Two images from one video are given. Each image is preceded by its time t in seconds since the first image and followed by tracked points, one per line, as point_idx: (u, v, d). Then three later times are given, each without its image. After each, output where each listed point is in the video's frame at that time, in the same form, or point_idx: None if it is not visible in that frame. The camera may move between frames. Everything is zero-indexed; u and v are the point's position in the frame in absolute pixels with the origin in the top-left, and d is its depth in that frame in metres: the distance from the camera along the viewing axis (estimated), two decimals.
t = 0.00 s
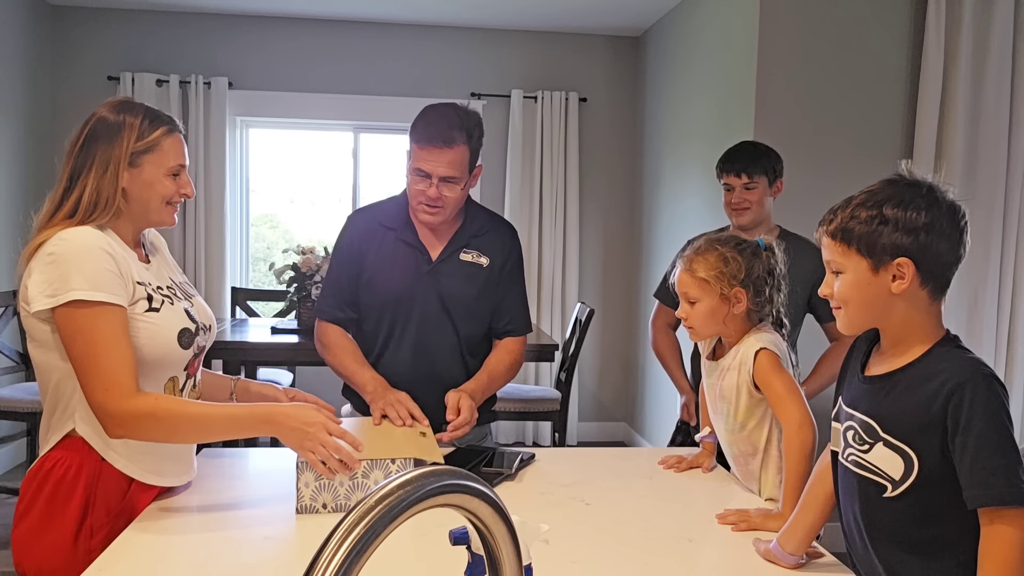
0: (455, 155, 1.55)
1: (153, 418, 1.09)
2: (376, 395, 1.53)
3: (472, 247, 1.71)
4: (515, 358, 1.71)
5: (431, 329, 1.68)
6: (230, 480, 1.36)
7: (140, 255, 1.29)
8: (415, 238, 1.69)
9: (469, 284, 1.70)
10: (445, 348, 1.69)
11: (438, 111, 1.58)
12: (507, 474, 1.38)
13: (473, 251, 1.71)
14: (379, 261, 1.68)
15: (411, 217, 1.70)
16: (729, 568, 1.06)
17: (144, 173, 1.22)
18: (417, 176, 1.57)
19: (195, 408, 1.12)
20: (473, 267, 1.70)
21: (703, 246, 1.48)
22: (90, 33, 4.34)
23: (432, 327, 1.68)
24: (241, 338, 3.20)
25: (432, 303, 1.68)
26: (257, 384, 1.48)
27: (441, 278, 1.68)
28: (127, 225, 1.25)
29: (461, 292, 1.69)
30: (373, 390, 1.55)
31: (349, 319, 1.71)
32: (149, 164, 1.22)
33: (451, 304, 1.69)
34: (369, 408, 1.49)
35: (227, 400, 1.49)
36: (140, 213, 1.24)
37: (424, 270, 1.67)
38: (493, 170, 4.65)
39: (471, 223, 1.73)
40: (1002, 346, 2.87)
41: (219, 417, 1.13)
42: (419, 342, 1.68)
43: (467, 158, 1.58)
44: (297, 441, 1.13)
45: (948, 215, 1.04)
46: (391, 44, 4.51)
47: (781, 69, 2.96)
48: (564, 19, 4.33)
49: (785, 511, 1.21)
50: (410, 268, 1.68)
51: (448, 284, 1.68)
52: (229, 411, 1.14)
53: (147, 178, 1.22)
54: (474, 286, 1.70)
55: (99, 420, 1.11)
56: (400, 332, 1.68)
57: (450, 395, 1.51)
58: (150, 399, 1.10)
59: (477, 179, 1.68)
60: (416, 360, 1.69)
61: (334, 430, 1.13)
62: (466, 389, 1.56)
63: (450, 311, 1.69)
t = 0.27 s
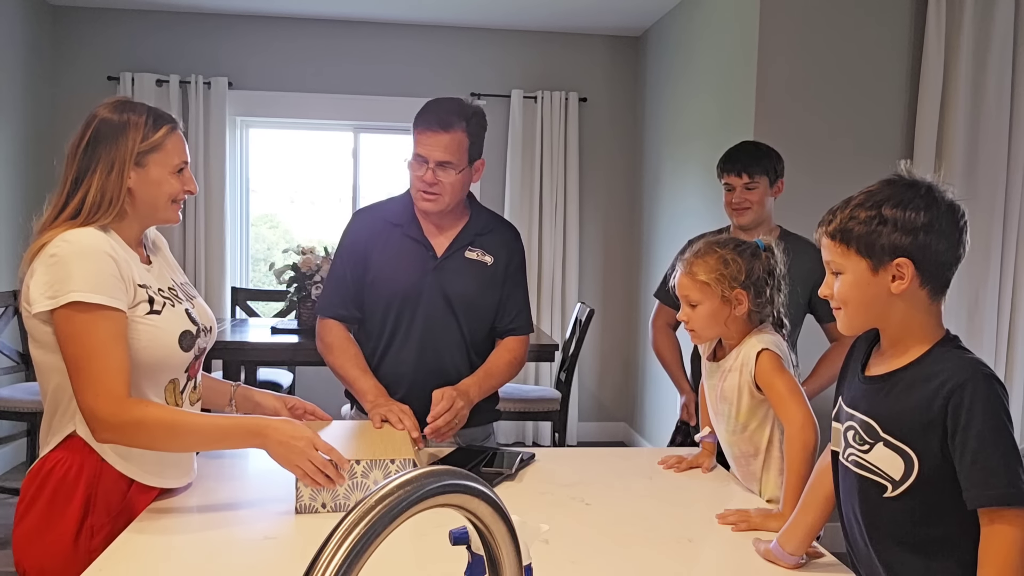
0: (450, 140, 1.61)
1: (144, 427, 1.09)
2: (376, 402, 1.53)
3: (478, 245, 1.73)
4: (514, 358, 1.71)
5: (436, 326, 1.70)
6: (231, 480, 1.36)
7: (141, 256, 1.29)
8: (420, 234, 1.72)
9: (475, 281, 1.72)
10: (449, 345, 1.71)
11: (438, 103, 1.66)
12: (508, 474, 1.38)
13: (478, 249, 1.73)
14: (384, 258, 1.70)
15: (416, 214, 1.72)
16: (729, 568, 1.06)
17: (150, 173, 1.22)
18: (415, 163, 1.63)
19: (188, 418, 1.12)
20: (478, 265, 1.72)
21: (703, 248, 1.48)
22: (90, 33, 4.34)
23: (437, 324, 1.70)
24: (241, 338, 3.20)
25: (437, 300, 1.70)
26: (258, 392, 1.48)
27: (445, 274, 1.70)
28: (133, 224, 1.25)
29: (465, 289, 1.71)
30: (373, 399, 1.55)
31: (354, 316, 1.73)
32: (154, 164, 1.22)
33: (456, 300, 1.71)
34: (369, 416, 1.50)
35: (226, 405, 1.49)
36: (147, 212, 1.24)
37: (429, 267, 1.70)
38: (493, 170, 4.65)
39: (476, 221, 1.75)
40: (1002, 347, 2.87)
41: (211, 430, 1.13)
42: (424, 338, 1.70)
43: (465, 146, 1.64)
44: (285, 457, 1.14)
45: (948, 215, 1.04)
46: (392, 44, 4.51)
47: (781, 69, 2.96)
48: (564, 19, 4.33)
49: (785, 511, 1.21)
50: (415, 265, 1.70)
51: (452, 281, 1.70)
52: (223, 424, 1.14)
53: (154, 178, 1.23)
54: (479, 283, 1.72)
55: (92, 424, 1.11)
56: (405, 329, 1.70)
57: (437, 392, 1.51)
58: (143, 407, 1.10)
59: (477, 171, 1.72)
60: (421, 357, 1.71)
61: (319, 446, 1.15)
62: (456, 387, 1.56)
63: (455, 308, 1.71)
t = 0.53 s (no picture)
0: (440, 123, 1.69)
1: (142, 430, 1.09)
2: (377, 400, 1.53)
3: (481, 243, 1.74)
4: (514, 359, 1.71)
5: (438, 321, 1.70)
6: (229, 480, 1.36)
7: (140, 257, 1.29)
8: (424, 229, 1.73)
9: (477, 277, 1.72)
10: (450, 341, 1.71)
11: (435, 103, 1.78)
12: (508, 474, 1.38)
13: (481, 246, 1.74)
14: (388, 254, 1.72)
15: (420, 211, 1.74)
16: (729, 568, 1.06)
17: (150, 171, 1.22)
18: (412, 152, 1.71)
19: (186, 422, 1.12)
20: (481, 262, 1.73)
21: (705, 254, 1.48)
22: (89, 33, 4.34)
23: (438, 319, 1.70)
24: (241, 338, 3.20)
25: (439, 295, 1.70)
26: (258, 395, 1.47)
27: (448, 269, 1.71)
28: (133, 224, 1.24)
29: (467, 285, 1.71)
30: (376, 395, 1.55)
31: (357, 312, 1.74)
32: (154, 163, 1.23)
33: (457, 296, 1.70)
34: (370, 416, 1.48)
35: (227, 407, 1.49)
36: (148, 210, 1.24)
37: (431, 261, 1.70)
38: (493, 169, 4.64)
39: (480, 219, 1.76)
40: (1002, 347, 2.87)
41: (208, 433, 1.13)
42: (425, 334, 1.70)
43: (459, 133, 1.71)
44: (280, 462, 1.14)
45: (949, 215, 1.04)
46: (392, 43, 4.50)
47: (781, 69, 2.96)
48: (564, 19, 4.33)
49: (785, 511, 1.20)
50: (418, 260, 1.71)
51: (454, 277, 1.71)
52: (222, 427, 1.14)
53: (154, 176, 1.23)
54: (482, 279, 1.72)
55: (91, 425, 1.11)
56: (407, 324, 1.71)
57: (427, 394, 1.50)
58: (142, 410, 1.10)
59: (476, 164, 1.76)
60: (423, 354, 1.71)
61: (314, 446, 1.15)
62: (448, 388, 1.55)
63: (457, 304, 1.71)
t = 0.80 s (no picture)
0: (442, 121, 1.70)
1: (140, 430, 1.09)
2: (377, 399, 1.53)
3: (482, 242, 1.74)
4: (515, 359, 1.70)
5: (438, 320, 1.70)
6: (229, 480, 1.36)
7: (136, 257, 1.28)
8: (425, 228, 1.73)
9: (478, 277, 1.72)
10: (450, 340, 1.71)
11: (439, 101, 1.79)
12: (508, 474, 1.38)
13: (483, 246, 1.74)
14: (389, 253, 1.72)
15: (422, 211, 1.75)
16: (729, 568, 1.06)
17: (147, 170, 1.22)
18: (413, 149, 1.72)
19: (185, 422, 1.12)
20: (482, 262, 1.73)
21: (710, 263, 1.48)
22: (89, 33, 4.34)
23: (439, 318, 1.70)
24: (241, 338, 3.20)
25: (439, 294, 1.70)
26: (257, 394, 1.47)
27: (449, 268, 1.71)
28: (130, 223, 1.25)
29: (467, 284, 1.71)
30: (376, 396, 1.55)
31: (358, 311, 1.74)
32: (150, 162, 1.23)
33: (458, 295, 1.70)
34: (370, 413, 1.48)
35: (226, 407, 1.49)
36: (145, 209, 1.24)
37: (432, 260, 1.70)
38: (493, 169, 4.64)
39: (481, 219, 1.76)
40: (1002, 347, 2.87)
41: (207, 433, 1.13)
42: (425, 333, 1.70)
43: (460, 131, 1.71)
44: (280, 461, 1.15)
45: (948, 215, 1.04)
46: (392, 44, 4.50)
47: (780, 69, 2.96)
48: (564, 19, 4.33)
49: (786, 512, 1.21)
50: (419, 259, 1.71)
51: (455, 276, 1.70)
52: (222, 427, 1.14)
53: (151, 175, 1.23)
54: (482, 278, 1.72)
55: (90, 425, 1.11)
56: (408, 323, 1.71)
57: (426, 395, 1.50)
58: (140, 410, 1.10)
59: (476, 163, 1.76)
60: (423, 353, 1.71)
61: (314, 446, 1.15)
62: (448, 389, 1.55)
63: (457, 303, 1.71)
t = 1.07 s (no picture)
0: (442, 121, 1.70)
1: (139, 430, 1.09)
2: (377, 398, 1.53)
3: (482, 242, 1.74)
4: (517, 360, 1.69)
5: (439, 320, 1.70)
6: (229, 480, 1.36)
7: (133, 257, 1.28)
8: (425, 229, 1.73)
9: (478, 276, 1.72)
10: (450, 339, 1.71)
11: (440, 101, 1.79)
12: (508, 474, 1.38)
13: (483, 246, 1.73)
14: (389, 253, 1.72)
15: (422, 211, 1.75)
16: (729, 568, 1.06)
17: (144, 170, 1.22)
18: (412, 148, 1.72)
19: (183, 422, 1.12)
20: (482, 262, 1.72)
21: (716, 277, 1.51)
22: (89, 34, 4.34)
23: (438, 318, 1.70)
24: (242, 338, 3.20)
25: (439, 294, 1.70)
26: (257, 394, 1.47)
27: (449, 268, 1.70)
28: (127, 222, 1.25)
29: (466, 283, 1.71)
30: (376, 394, 1.55)
31: (358, 311, 1.74)
32: (147, 161, 1.23)
33: (458, 295, 1.70)
34: (371, 413, 1.49)
35: (227, 407, 1.49)
36: (142, 208, 1.24)
37: (432, 261, 1.70)
38: (493, 169, 4.64)
39: (481, 219, 1.76)
40: (1001, 347, 2.87)
41: (206, 433, 1.13)
42: (426, 332, 1.70)
43: (460, 132, 1.71)
44: (279, 462, 1.15)
45: (946, 214, 1.04)
46: (391, 43, 4.50)
47: (780, 69, 2.96)
48: (564, 19, 4.33)
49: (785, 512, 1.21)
50: (419, 259, 1.71)
51: (455, 277, 1.70)
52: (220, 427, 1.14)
53: (149, 175, 1.23)
54: (481, 278, 1.72)
55: (88, 425, 1.11)
56: (408, 323, 1.71)
57: (426, 399, 1.49)
58: (139, 410, 1.10)
59: (476, 163, 1.76)
60: (423, 353, 1.71)
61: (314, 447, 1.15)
62: (449, 392, 1.54)
63: (457, 303, 1.71)
